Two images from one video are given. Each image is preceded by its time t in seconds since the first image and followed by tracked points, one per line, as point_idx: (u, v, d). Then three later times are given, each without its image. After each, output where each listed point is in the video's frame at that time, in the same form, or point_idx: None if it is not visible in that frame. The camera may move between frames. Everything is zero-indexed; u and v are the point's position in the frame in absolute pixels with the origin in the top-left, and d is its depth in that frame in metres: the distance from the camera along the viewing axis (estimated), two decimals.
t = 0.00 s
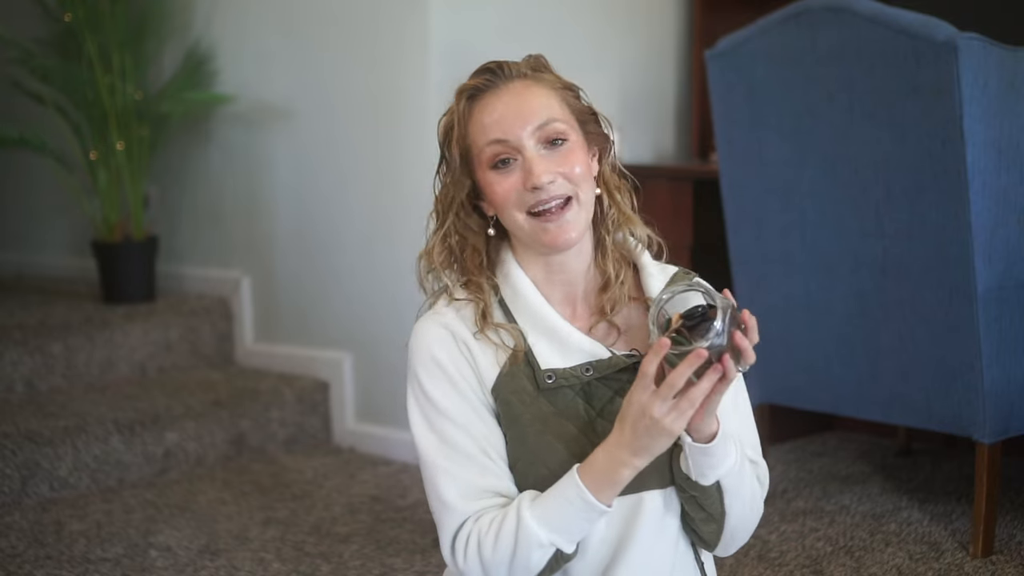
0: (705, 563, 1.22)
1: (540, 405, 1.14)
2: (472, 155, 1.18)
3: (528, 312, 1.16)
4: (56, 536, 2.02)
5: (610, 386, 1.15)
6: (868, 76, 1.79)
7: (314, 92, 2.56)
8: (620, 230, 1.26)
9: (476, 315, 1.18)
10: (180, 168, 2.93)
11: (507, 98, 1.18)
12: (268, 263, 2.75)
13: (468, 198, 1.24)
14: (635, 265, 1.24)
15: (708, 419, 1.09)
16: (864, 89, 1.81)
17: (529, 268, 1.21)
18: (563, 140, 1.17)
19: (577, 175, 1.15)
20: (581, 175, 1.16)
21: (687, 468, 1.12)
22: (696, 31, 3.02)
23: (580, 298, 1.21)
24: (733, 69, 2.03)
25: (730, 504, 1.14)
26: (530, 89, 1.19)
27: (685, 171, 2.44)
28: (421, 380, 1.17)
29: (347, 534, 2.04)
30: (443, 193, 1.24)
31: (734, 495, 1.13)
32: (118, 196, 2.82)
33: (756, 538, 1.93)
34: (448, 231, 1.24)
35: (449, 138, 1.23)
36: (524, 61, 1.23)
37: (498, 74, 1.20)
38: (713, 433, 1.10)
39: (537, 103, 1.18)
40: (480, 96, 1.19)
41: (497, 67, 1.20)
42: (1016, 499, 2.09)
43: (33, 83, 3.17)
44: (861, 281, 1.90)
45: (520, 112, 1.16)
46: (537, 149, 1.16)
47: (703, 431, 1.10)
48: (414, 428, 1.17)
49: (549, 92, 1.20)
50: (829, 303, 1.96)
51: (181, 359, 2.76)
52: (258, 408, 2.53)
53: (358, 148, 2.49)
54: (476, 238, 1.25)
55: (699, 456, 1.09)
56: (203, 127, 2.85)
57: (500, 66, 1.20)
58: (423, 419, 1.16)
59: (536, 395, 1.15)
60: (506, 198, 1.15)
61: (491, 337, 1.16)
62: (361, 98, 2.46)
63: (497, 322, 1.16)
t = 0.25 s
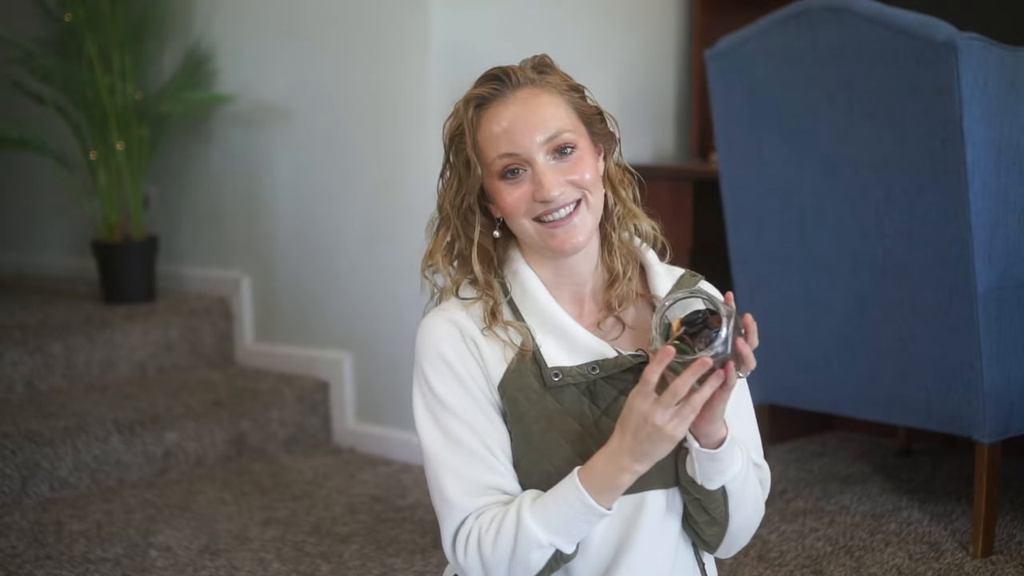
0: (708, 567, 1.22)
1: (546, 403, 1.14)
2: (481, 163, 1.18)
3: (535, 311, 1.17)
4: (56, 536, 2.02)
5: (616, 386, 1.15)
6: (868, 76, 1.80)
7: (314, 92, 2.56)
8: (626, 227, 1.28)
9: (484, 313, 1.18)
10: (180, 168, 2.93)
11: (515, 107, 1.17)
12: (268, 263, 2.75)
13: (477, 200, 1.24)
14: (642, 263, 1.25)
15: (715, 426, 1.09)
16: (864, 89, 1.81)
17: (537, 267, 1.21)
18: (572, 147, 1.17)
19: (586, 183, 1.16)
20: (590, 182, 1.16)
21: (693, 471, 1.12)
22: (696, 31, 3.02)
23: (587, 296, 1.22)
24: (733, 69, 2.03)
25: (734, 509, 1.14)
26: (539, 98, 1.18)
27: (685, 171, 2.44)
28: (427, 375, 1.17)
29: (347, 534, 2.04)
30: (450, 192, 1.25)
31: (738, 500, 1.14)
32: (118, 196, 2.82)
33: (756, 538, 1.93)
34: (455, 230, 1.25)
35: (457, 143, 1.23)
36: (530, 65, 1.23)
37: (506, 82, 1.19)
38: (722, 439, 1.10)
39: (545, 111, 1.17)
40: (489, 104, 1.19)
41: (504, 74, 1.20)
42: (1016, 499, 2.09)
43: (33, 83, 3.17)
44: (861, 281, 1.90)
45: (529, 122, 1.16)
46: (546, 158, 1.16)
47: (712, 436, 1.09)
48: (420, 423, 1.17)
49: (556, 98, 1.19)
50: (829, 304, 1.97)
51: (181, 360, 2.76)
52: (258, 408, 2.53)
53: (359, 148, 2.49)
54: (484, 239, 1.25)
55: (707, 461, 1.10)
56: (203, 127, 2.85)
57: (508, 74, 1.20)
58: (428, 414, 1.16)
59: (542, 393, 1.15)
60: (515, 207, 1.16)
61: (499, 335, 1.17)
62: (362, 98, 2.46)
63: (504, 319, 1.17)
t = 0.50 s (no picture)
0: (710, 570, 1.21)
1: (539, 396, 1.15)
2: (501, 176, 1.14)
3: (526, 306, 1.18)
4: (56, 536, 2.02)
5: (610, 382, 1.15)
6: (868, 76, 1.80)
7: (314, 92, 2.56)
8: (618, 228, 1.27)
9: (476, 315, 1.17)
10: (180, 169, 2.93)
11: (547, 124, 1.13)
12: (268, 264, 2.75)
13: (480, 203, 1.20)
14: (634, 260, 1.25)
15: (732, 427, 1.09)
16: (864, 89, 1.81)
17: (532, 269, 1.21)
18: (594, 169, 1.15)
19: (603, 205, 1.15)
20: (604, 204, 1.15)
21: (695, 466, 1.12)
22: (696, 31, 3.02)
23: (580, 294, 1.22)
24: (733, 69, 2.03)
25: (743, 539, 1.12)
26: (568, 114, 1.14)
27: (685, 171, 2.44)
28: (417, 372, 1.17)
29: (348, 534, 2.04)
30: (460, 194, 1.20)
31: (748, 537, 1.12)
32: (118, 196, 2.82)
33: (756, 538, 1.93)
34: (463, 236, 1.21)
35: (473, 147, 1.17)
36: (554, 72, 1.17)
37: (539, 94, 1.14)
38: (746, 506, 1.10)
39: (575, 131, 1.13)
40: (516, 117, 1.13)
41: (536, 86, 1.14)
42: (1016, 499, 2.09)
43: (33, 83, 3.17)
44: (861, 282, 1.90)
45: (560, 142, 1.12)
46: (571, 180, 1.13)
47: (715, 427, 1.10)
48: (411, 421, 1.17)
49: (582, 115, 1.16)
50: (829, 304, 1.96)
51: (181, 359, 2.76)
52: (258, 408, 2.53)
53: (359, 148, 2.49)
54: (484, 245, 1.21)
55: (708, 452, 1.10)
56: (203, 127, 2.85)
57: (535, 83, 1.15)
58: (418, 411, 1.16)
59: (535, 387, 1.16)
60: (533, 225, 1.14)
61: (490, 335, 1.16)
62: (362, 98, 2.46)
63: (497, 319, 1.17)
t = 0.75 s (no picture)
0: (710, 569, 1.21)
1: (538, 397, 1.16)
2: (501, 178, 1.14)
3: (525, 306, 1.18)
4: (56, 536, 2.02)
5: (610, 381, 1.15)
6: (868, 76, 1.80)
7: (314, 92, 2.56)
8: (617, 228, 1.27)
9: (475, 317, 1.17)
10: (180, 169, 2.93)
11: (546, 125, 1.12)
12: (268, 264, 2.75)
13: (480, 205, 1.20)
14: (634, 262, 1.25)
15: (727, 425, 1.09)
16: (864, 89, 1.81)
17: (532, 271, 1.21)
18: (594, 170, 1.14)
19: (602, 208, 1.15)
20: (605, 206, 1.15)
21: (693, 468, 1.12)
22: (696, 31, 3.02)
23: (579, 295, 1.23)
24: (733, 69, 2.03)
25: (742, 539, 1.12)
26: (567, 115, 1.14)
27: (685, 171, 2.44)
28: (416, 372, 1.17)
29: (348, 534, 2.04)
30: (460, 195, 1.20)
31: (748, 536, 1.12)
32: (118, 196, 2.82)
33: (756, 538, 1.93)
34: (465, 236, 1.21)
35: (473, 148, 1.17)
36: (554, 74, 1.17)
37: (537, 96, 1.14)
38: (747, 505, 1.09)
39: (574, 132, 1.13)
40: (516, 119, 1.13)
41: (535, 87, 1.14)
42: (1016, 499, 2.09)
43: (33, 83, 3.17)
44: (861, 282, 1.90)
45: (559, 144, 1.12)
46: (571, 182, 1.13)
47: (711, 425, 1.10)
48: (411, 421, 1.17)
49: (581, 117, 1.15)
50: (829, 304, 1.96)
51: (181, 359, 2.76)
52: (258, 408, 2.53)
53: (359, 148, 2.49)
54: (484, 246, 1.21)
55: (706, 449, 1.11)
56: (203, 127, 2.85)
57: (535, 85, 1.14)
58: (418, 412, 1.16)
59: (535, 387, 1.16)
60: (533, 227, 1.14)
61: (489, 337, 1.16)
62: (362, 98, 2.46)
63: (496, 320, 1.17)
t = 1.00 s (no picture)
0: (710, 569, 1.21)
1: (539, 398, 1.16)
2: (499, 176, 1.14)
3: (524, 306, 1.18)
4: (56, 536, 2.02)
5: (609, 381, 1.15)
6: (868, 76, 1.79)
7: (314, 92, 2.56)
8: (617, 229, 1.26)
9: (474, 318, 1.17)
10: (180, 169, 2.93)
11: (545, 125, 1.12)
12: (268, 263, 2.75)
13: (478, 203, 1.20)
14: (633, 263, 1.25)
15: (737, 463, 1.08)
16: (864, 89, 1.81)
17: (531, 271, 1.21)
18: (593, 171, 1.14)
19: (600, 208, 1.15)
20: (603, 207, 1.15)
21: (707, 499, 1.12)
22: (696, 31, 3.02)
23: (578, 296, 1.23)
24: (733, 69, 2.03)
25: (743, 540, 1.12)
26: (567, 115, 1.14)
27: (685, 171, 2.43)
28: (416, 374, 1.17)
29: (347, 534, 2.04)
30: (458, 194, 1.20)
31: (748, 537, 1.12)
32: (118, 196, 2.82)
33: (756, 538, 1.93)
34: (463, 235, 1.21)
35: (472, 147, 1.17)
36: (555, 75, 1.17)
37: (538, 96, 1.14)
38: (746, 506, 1.09)
39: (574, 133, 1.13)
40: (515, 118, 1.13)
41: (535, 86, 1.14)
42: (1016, 499, 2.09)
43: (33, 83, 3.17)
44: (861, 281, 1.89)
45: (558, 143, 1.12)
46: (569, 182, 1.13)
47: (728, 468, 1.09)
48: (410, 424, 1.16)
49: (582, 117, 1.15)
50: (829, 304, 1.96)
51: (181, 359, 2.76)
52: (258, 408, 2.53)
53: (359, 148, 2.49)
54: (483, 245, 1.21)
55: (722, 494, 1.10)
56: (203, 127, 2.85)
57: (535, 84, 1.14)
58: (417, 414, 1.16)
59: (535, 389, 1.16)
60: (530, 226, 1.14)
61: (488, 338, 1.16)
62: (362, 98, 2.46)
63: (495, 319, 1.17)
